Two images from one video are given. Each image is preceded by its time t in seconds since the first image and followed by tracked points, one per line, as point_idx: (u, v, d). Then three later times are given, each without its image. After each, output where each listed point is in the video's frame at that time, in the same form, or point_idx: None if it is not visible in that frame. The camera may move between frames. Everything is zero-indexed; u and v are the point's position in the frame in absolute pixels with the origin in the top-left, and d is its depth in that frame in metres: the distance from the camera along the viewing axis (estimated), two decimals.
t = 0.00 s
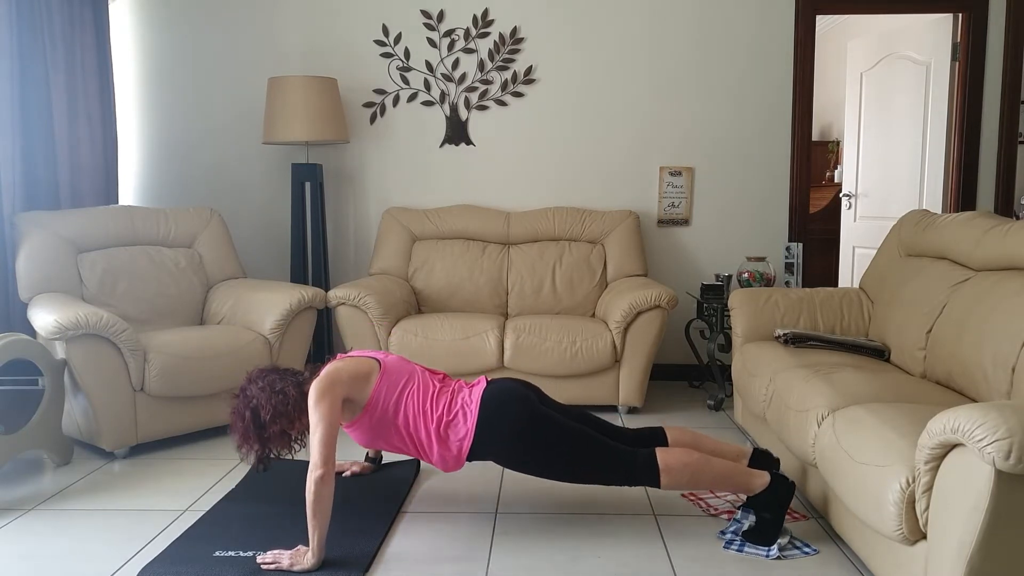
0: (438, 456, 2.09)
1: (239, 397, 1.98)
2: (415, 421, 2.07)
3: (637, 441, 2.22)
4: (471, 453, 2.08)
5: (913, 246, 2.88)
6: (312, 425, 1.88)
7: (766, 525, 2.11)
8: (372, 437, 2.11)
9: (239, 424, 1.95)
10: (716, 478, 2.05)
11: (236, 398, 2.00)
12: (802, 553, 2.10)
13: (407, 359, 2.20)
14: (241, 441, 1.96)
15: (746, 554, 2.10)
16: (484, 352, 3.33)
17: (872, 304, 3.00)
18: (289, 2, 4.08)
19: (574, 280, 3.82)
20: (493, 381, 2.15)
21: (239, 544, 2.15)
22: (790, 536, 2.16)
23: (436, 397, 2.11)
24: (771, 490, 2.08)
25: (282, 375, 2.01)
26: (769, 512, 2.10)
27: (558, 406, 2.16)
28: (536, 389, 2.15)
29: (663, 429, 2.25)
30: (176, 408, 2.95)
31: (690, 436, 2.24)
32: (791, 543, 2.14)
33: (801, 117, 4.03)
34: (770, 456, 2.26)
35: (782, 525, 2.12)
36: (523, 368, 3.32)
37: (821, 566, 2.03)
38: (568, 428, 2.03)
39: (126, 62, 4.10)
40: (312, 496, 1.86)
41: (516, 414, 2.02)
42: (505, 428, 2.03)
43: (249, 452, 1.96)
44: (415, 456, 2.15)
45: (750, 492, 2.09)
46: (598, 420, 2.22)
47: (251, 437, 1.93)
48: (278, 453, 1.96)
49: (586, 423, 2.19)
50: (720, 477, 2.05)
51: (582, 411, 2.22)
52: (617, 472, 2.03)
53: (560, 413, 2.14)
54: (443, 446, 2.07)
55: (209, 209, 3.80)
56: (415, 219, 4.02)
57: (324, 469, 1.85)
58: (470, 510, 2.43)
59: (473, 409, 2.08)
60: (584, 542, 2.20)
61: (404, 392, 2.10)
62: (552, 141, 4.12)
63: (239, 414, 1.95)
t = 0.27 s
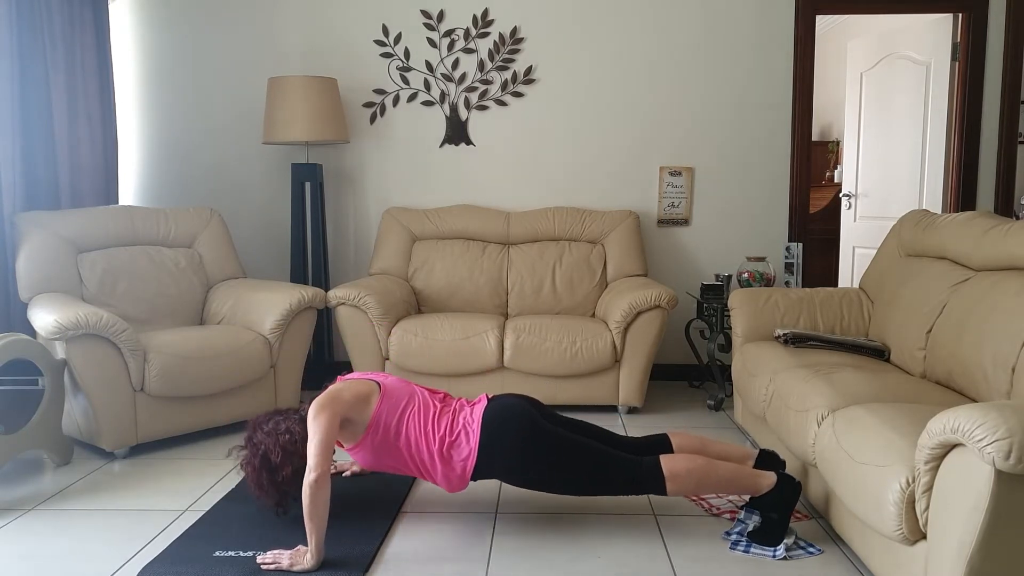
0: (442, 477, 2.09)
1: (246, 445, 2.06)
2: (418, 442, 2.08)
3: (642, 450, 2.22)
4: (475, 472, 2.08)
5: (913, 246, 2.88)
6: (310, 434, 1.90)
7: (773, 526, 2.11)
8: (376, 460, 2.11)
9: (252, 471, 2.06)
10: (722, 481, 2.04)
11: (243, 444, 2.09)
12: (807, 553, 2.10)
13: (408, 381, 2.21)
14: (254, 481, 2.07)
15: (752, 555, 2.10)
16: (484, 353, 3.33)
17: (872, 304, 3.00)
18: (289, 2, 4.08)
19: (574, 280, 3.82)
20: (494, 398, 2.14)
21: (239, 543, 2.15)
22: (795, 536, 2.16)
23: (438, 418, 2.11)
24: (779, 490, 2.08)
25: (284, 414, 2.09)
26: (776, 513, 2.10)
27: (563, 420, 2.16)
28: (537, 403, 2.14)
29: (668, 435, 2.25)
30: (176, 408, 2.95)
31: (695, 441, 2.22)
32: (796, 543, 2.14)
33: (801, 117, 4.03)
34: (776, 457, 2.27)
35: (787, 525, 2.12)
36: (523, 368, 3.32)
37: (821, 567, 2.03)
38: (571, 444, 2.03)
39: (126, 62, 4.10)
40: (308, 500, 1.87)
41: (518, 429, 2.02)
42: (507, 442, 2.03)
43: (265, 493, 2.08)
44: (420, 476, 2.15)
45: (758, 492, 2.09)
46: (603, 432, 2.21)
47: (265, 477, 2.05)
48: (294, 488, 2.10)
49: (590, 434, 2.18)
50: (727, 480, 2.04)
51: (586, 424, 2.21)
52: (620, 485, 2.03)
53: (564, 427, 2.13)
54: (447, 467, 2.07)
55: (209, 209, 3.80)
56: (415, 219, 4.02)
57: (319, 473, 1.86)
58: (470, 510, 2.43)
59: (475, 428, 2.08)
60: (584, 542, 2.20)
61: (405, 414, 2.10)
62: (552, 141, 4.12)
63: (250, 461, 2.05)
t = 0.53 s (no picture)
0: (444, 485, 2.09)
1: (252, 465, 2.15)
2: (419, 451, 2.08)
3: (643, 453, 2.22)
4: (477, 480, 2.08)
5: (913, 246, 2.88)
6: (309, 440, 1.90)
7: (774, 525, 2.11)
8: (376, 470, 2.11)
9: (259, 490, 2.16)
10: (724, 483, 2.04)
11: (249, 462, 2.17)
12: (811, 553, 2.10)
13: (406, 390, 2.21)
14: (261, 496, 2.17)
15: (756, 555, 2.09)
16: (484, 353, 3.33)
17: (872, 304, 3.00)
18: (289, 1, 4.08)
19: (574, 280, 3.82)
20: (493, 405, 2.15)
21: (239, 543, 2.15)
22: (798, 535, 2.16)
23: (438, 427, 2.11)
24: (782, 488, 2.09)
25: (287, 434, 2.16)
26: (779, 513, 2.10)
27: (562, 426, 2.16)
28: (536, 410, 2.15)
29: (669, 437, 2.26)
30: (176, 408, 2.95)
31: (695, 443, 2.23)
32: (798, 543, 2.14)
33: (801, 117, 4.03)
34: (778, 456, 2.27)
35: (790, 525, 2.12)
36: (524, 368, 3.32)
37: (821, 567, 2.03)
38: (571, 451, 2.03)
39: (126, 62, 4.10)
40: (306, 504, 1.88)
41: (518, 437, 2.03)
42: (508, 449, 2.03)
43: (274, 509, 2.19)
44: (420, 485, 2.15)
45: (760, 492, 2.09)
46: (603, 437, 2.21)
47: (272, 495, 2.15)
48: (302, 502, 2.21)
49: (589, 439, 2.18)
50: (728, 481, 2.05)
51: (586, 429, 2.21)
52: (622, 492, 2.04)
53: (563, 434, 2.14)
54: (448, 475, 2.08)
55: (209, 209, 3.80)
56: (415, 219, 4.02)
57: (318, 475, 1.87)
58: (470, 510, 2.43)
59: (476, 436, 2.08)
60: (584, 542, 2.20)
61: (405, 423, 2.10)
62: (552, 141, 4.12)
63: (257, 482, 2.15)
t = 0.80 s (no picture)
0: (439, 469, 2.08)
1: (242, 439, 2.03)
2: (415, 434, 2.07)
3: (639, 446, 2.22)
4: (473, 464, 2.08)
5: (913, 246, 2.88)
6: (311, 434, 1.89)
7: (772, 525, 2.11)
8: (373, 452, 2.11)
9: (247, 467, 2.01)
10: (718, 480, 2.04)
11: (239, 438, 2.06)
12: (811, 553, 2.10)
13: (406, 374, 2.21)
14: (250, 479, 2.02)
15: (755, 555, 2.10)
16: (484, 353, 3.33)
17: (872, 304, 3.00)
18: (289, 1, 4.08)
19: (574, 280, 3.82)
20: (492, 391, 2.14)
21: (239, 543, 2.15)
22: (798, 535, 2.16)
23: (435, 411, 2.10)
24: (777, 488, 2.08)
25: (282, 408, 2.06)
26: (776, 512, 2.10)
27: (560, 415, 2.16)
28: (535, 398, 2.15)
29: (665, 432, 2.25)
30: (176, 408, 2.95)
31: (691, 439, 2.23)
32: (799, 543, 2.14)
33: (801, 117, 4.03)
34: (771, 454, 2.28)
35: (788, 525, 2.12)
36: (523, 368, 3.32)
37: (821, 567, 2.03)
38: (568, 437, 2.02)
39: (126, 62, 4.10)
40: (312, 500, 1.87)
41: (515, 423, 2.02)
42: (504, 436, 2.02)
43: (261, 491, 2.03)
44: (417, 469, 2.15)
45: (755, 492, 2.08)
46: (601, 428, 2.22)
47: (261, 476, 2.00)
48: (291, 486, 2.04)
49: (588, 430, 2.19)
50: (722, 479, 2.04)
51: (584, 420, 2.22)
52: (618, 481, 2.03)
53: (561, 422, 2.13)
54: (444, 459, 2.07)
55: (209, 209, 3.80)
56: (415, 219, 4.02)
57: (325, 471, 1.86)
58: (471, 510, 2.43)
59: (473, 421, 2.07)
60: (584, 542, 2.20)
61: (403, 406, 2.10)
62: (552, 141, 4.12)
63: (246, 458, 2.01)
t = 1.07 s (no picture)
0: (431, 444, 2.09)
1: (230, 390, 1.98)
2: (408, 408, 2.08)
3: (630, 436, 2.23)
4: (464, 440, 2.08)
5: (913, 246, 2.88)
6: (310, 422, 1.88)
7: (769, 525, 2.11)
8: (365, 425, 2.12)
9: (230, 418, 1.95)
10: (706, 474, 2.05)
11: (227, 390, 2.00)
12: (812, 554, 2.09)
13: (401, 347, 2.20)
14: (232, 433, 1.96)
15: (755, 555, 2.10)
16: (484, 352, 3.34)
17: (872, 305, 3.00)
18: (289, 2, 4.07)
19: (574, 280, 3.82)
20: (487, 368, 2.14)
21: (239, 544, 2.15)
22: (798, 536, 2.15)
23: (429, 385, 2.11)
24: (761, 489, 2.08)
25: (274, 366, 2.01)
26: (768, 511, 2.10)
27: (555, 398, 2.16)
28: (532, 379, 2.15)
29: (656, 426, 2.26)
30: (176, 408, 2.95)
31: (680, 434, 2.24)
32: (799, 543, 2.14)
33: (801, 117, 4.04)
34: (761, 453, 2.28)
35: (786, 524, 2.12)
36: (523, 367, 3.32)
37: (821, 566, 2.03)
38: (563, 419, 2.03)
39: (126, 62, 4.10)
40: (313, 492, 1.86)
41: (510, 403, 2.02)
42: (500, 417, 2.02)
43: (239, 444, 1.96)
44: (409, 443, 2.15)
45: (742, 491, 2.09)
46: (595, 414, 2.22)
47: (244, 429, 1.93)
48: (270, 446, 1.97)
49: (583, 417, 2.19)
50: (710, 474, 2.05)
51: (576, 405, 2.21)
52: (608, 466, 2.03)
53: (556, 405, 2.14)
54: (436, 434, 2.07)
55: (208, 209, 3.80)
56: (415, 218, 4.02)
57: (326, 465, 1.86)
58: (471, 509, 2.43)
59: (466, 397, 2.07)
60: (584, 542, 2.20)
61: (397, 379, 2.10)
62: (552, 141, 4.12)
63: (231, 408, 1.95)
